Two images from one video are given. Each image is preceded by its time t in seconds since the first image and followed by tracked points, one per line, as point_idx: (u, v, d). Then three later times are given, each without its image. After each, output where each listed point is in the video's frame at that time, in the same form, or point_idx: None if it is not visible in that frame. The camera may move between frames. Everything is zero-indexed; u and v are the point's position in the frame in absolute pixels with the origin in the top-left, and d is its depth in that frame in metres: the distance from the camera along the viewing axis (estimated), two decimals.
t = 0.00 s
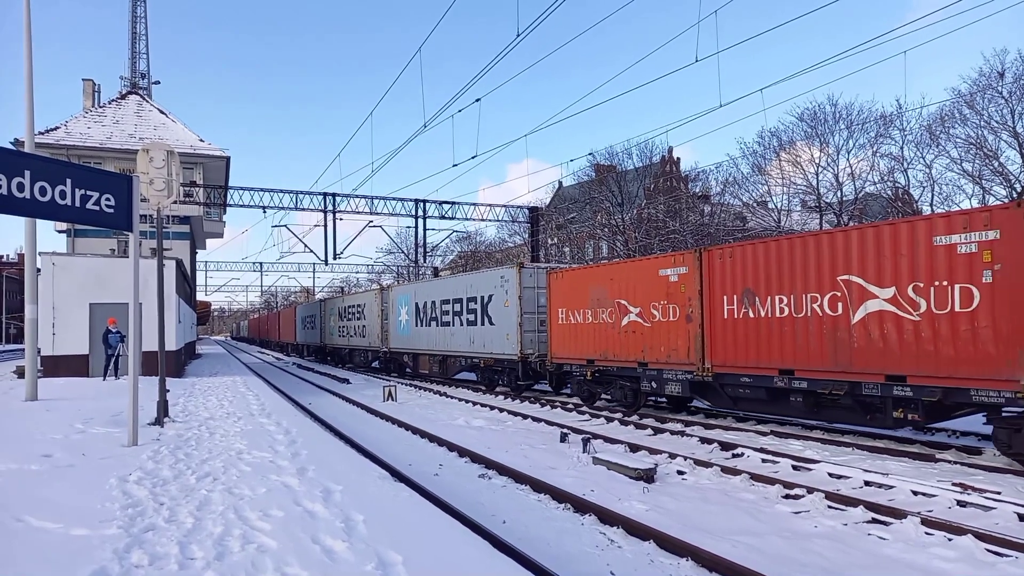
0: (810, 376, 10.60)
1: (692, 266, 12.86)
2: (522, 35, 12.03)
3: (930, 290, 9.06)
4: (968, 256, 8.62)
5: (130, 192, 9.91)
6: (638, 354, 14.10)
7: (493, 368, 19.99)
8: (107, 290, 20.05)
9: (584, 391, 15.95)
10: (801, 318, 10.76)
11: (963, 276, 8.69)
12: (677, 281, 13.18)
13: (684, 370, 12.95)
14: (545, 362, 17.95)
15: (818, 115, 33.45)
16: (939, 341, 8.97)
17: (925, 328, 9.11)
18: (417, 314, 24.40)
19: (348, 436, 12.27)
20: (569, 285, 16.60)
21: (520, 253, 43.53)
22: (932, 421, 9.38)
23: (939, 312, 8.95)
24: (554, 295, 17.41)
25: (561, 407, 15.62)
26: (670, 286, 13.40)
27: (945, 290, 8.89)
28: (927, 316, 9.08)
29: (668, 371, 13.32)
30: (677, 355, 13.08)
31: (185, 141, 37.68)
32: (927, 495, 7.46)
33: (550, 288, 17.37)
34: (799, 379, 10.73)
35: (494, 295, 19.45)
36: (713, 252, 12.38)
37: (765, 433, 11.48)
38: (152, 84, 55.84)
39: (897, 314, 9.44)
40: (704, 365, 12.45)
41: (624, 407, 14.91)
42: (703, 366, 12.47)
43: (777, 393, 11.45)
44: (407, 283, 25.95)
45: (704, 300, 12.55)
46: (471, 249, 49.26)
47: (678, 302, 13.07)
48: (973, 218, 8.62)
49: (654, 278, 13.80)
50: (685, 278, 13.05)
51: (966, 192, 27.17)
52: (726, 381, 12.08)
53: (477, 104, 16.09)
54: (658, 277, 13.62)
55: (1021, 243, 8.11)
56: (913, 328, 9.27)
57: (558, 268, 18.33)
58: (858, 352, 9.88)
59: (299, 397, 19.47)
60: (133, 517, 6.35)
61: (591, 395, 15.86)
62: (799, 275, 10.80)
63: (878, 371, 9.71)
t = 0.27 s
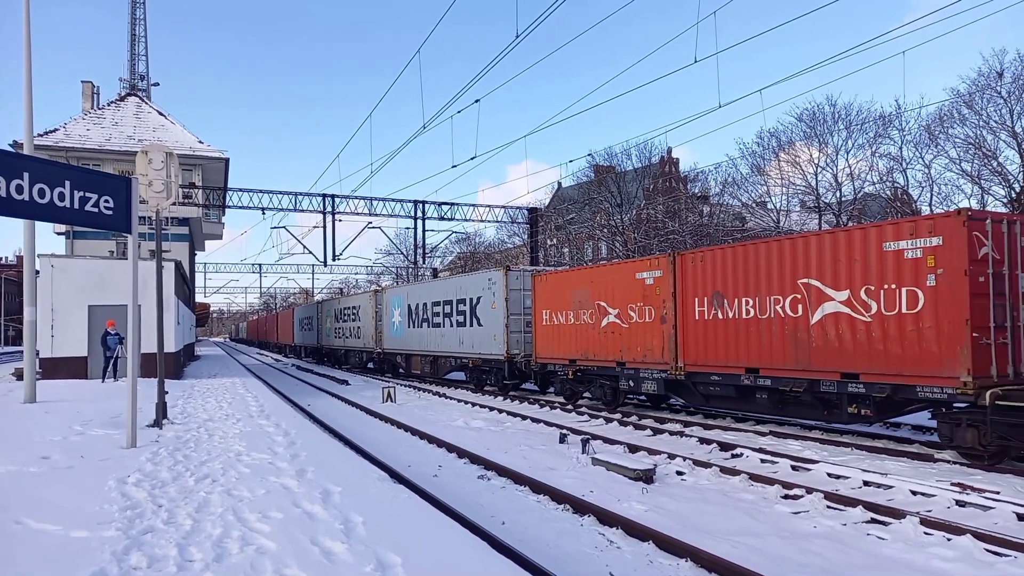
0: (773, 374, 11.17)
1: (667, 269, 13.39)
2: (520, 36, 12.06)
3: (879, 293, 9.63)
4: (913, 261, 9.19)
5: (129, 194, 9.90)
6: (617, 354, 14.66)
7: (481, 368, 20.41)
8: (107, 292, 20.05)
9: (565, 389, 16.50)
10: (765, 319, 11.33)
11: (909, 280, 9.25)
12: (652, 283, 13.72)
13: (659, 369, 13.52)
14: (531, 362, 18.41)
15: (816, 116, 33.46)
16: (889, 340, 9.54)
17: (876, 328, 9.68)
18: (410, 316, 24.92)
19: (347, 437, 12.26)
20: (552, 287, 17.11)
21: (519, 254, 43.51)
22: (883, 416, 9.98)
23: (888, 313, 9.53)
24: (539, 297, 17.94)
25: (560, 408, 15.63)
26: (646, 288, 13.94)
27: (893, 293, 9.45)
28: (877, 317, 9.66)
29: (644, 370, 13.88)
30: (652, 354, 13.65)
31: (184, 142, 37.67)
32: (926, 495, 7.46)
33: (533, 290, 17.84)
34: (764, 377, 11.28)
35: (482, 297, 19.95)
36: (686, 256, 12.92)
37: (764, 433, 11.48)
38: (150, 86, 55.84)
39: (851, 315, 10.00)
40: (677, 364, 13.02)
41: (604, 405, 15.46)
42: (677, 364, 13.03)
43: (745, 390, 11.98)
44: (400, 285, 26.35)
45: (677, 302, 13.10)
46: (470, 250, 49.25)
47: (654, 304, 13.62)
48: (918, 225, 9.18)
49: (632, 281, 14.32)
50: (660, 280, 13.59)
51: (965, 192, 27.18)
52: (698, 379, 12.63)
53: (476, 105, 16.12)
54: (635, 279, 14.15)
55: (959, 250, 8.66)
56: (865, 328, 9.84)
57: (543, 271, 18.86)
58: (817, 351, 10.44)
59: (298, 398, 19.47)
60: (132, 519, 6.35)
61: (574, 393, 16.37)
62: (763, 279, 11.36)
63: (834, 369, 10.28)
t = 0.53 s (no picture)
0: (737, 370, 11.81)
1: (641, 271, 14.07)
2: (520, 33, 12.08)
3: (831, 293, 10.24)
4: (860, 264, 9.83)
5: (130, 192, 9.89)
6: (596, 351, 15.33)
7: (470, 364, 21.07)
8: (106, 289, 20.04)
9: (549, 385, 17.23)
10: (730, 317, 11.98)
11: (857, 281, 9.87)
12: (628, 283, 14.41)
13: (635, 365, 14.21)
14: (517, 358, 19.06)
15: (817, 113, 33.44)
16: (839, 338, 10.15)
17: (827, 327, 10.28)
18: (404, 314, 25.47)
19: (347, 435, 12.27)
20: (536, 288, 17.84)
21: (519, 251, 43.47)
22: (837, 409, 10.58)
23: (838, 312, 10.12)
24: (524, 295, 18.64)
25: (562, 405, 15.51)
26: (623, 288, 14.61)
27: (843, 294, 10.07)
28: (829, 316, 10.26)
29: (622, 366, 14.57)
30: (628, 351, 14.34)
31: (183, 140, 37.64)
32: (925, 492, 7.48)
33: (518, 290, 18.66)
34: (729, 372, 11.92)
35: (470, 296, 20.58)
36: (658, 258, 13.59)
37: (764, 431, 11.49)
38: (149, 83, 55.74)
39: (806, 314, 10.61)
40: (651, 360, 13.68)
41: (585, 399, 16.21)
42: (650, 361, 13.72)
43: (713, 384, 12.68)
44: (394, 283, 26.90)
45: (650, 301, 13.77)
46: (469, 248, 49.21)
47: (629, 303, 14.30)
48: (864, 230, 9.82)
49: (610, 281, 15.01)
50: (635, 281, 14.27)
51: (965, 190, 27.18)
52: (670, 374, 13.32)
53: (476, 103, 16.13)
54: (612, 279, 14.84)
55: (901, 253, 9.29)
56: (818, 326, 10.45)
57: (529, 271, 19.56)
58: (776, 348, 11.06)
59: (299, 396, 19.48)
60: (132, 516, 6.35)
61: (556, 389, 17.13)
62: (727, 280, 12.00)
63: (791, 365, 10.90)
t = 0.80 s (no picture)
0: (710, 363, 12.40)
1: (623, 268, 14.64)
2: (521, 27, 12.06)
3: (795, 291, 10.79)
4: (822, 263, 10.37)
5: (132, 187, 9.91)
6: (581, 345, 15.93)
7: (464, 358, 21.82)
8: (110, 284, 20.09)
9: (537, 378, 17.85)
10: (704, 313, 12.56)
11: (820, 279, 10.41)
12: (611, 280, 14.99)
13: (618, 359, 14.78)
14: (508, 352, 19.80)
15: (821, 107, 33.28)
16: (804, 333, 10.69)
17: (793, 322, 10.83)
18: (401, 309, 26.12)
19: (350, 429, 12.29)
20: (525, 284, 18.42)
21: (522, 246, 43.43)
22: (800, 402, 11.24)
23: (803, 309, 10.66)
24: (515, 291, 19.24)
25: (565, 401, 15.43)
26: (606, 285, 15.19)
27: (807, 291, 10.60)
28: (795, 313, 10.80)
29: (605, 359, 15.16)
30: (611, 345, 14.91)
31: (187, 135, 37.66)
32: (928, 487, 7.46)
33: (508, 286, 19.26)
34: (704, 365, 12.50)
35: (463, 292, 21.29)
36: (639, 256, 14.15)
37: (766, 426, 11.47)
38: (153, 78, 55.73)
39: (774, 311, 11.15)
40: (632, 354, 14.29)
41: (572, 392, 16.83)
42: (632, 355, 14.30)
43: (690, 377, 13.26)
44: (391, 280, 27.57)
45: (631, 297, 14.35)
46: (473, 243, 49.17)
47: (611, 300, 14.89)
48: (827, 231, 10.35)
49: (594, 278, 15.58)
50: (618, 278, 14.84)
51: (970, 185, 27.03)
52: (650, 368, 13.89)
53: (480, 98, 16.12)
54: (596, 276, 15.42)
55: (860, 253, 9.83)
56: (785, 322, 11.01)
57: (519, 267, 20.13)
58: (747, 342, 11.61)
59: (302, 390, 19.52)
60: (136, 510, 6.38)
61: (545, 382, 17.78)
62: (703, 277, 12.55)
63: (761, 358, 11.45)
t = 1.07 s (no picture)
0: (683, 359, 13.04)
1: (602, 268, 15.31)
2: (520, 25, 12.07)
3: (758, 290, 11.44)
4: (783, 264, 11.03)
5: (130, 184, 9.90)
6: (563, 343, 16.56)
7: (453, 355, 22.43)
8: (108, 282, 20.06)
9: (523, 375, 18.48)
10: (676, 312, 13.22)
11: (782, 280, 11.03)
12: (591, 280, 15.66)
13: (597, 356, 15.40)
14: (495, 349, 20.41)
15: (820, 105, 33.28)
16: (767, 330, 11.31)
17: (757, 321, 11.42)
18: (393, 308, 26.62)
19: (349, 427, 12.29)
20: (511, 283, 19.08)
21: (521, 244, 43.39)
22: (766, 396, 11.90)
23: (766, 308, 11.28)
24: (501, 290, 19.87)
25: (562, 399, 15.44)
26: (586, 284, 15.84)
27: (770, 291, 11.22)
28: (758, 312, 11.42)
29: (586, 356, 15.78)
30: (592, 343, 15.53)
31: (185, 132, 37.60)
32: (927, 485, 7.48)
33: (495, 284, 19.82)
34: (676, 361, 13.11)
35: (453, 291, 21.88)
36: (617, 257, 14.80)
37: (766, 424, 11.48)
38: (151, 76, 55.60)
39: (740, 309, 11.77)
40: (610, 351, 14.92)
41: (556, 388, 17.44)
42: (611, 352, 14.93)
43: (665, 373, 13.87)
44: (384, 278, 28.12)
45: (610, 297, 15.01)
46: (471, 241, 49.12)
47: (591, 299, 15.54)
48: (787, 234, 11.02)
49: (575, 278, 16.25)
50: (597, 278, 15.49)
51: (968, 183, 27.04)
52: (628, 364, 14.51)
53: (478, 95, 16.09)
54: (577, 276, 16.10)
55: (818, 255, 10.46)
56: (750, 320, 11.63)
57: (507, 267, 20.75)
58: (715, 340, 12.24)
59: (300, 388, 19.51)
60: (136, 508, 6.38)
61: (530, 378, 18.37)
62: (675, 278, 13.21)
63: (728, 355, 12.06)
